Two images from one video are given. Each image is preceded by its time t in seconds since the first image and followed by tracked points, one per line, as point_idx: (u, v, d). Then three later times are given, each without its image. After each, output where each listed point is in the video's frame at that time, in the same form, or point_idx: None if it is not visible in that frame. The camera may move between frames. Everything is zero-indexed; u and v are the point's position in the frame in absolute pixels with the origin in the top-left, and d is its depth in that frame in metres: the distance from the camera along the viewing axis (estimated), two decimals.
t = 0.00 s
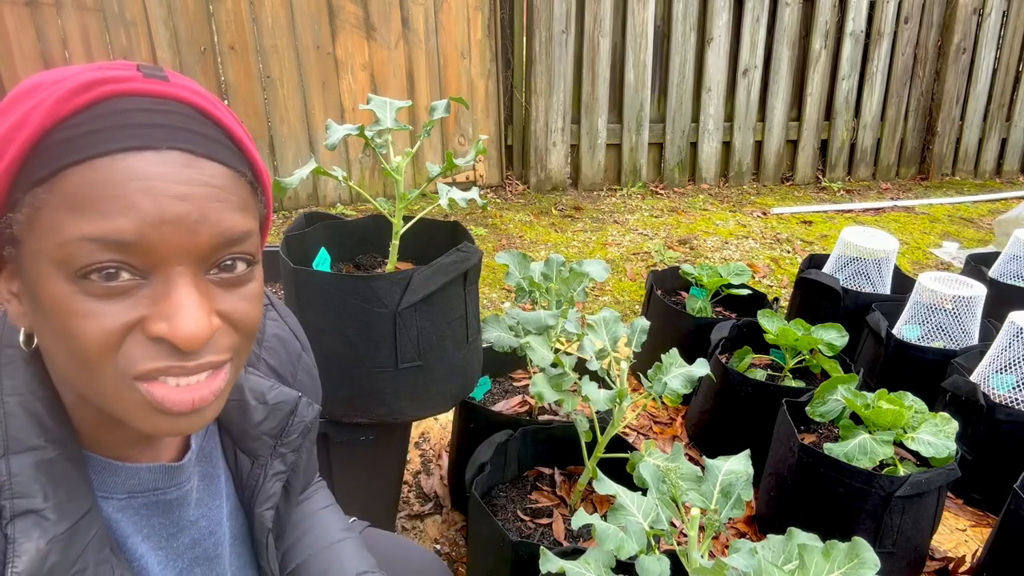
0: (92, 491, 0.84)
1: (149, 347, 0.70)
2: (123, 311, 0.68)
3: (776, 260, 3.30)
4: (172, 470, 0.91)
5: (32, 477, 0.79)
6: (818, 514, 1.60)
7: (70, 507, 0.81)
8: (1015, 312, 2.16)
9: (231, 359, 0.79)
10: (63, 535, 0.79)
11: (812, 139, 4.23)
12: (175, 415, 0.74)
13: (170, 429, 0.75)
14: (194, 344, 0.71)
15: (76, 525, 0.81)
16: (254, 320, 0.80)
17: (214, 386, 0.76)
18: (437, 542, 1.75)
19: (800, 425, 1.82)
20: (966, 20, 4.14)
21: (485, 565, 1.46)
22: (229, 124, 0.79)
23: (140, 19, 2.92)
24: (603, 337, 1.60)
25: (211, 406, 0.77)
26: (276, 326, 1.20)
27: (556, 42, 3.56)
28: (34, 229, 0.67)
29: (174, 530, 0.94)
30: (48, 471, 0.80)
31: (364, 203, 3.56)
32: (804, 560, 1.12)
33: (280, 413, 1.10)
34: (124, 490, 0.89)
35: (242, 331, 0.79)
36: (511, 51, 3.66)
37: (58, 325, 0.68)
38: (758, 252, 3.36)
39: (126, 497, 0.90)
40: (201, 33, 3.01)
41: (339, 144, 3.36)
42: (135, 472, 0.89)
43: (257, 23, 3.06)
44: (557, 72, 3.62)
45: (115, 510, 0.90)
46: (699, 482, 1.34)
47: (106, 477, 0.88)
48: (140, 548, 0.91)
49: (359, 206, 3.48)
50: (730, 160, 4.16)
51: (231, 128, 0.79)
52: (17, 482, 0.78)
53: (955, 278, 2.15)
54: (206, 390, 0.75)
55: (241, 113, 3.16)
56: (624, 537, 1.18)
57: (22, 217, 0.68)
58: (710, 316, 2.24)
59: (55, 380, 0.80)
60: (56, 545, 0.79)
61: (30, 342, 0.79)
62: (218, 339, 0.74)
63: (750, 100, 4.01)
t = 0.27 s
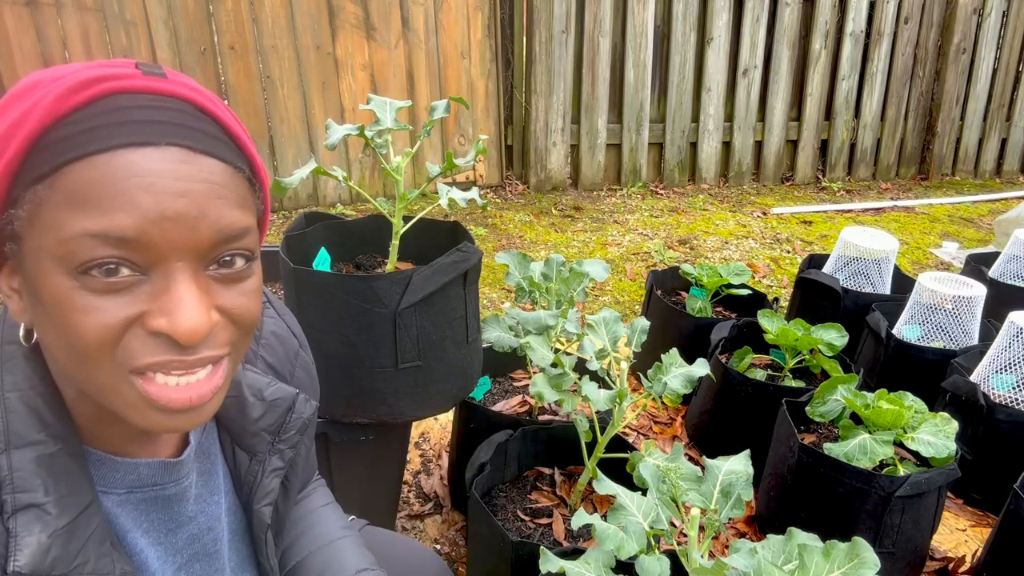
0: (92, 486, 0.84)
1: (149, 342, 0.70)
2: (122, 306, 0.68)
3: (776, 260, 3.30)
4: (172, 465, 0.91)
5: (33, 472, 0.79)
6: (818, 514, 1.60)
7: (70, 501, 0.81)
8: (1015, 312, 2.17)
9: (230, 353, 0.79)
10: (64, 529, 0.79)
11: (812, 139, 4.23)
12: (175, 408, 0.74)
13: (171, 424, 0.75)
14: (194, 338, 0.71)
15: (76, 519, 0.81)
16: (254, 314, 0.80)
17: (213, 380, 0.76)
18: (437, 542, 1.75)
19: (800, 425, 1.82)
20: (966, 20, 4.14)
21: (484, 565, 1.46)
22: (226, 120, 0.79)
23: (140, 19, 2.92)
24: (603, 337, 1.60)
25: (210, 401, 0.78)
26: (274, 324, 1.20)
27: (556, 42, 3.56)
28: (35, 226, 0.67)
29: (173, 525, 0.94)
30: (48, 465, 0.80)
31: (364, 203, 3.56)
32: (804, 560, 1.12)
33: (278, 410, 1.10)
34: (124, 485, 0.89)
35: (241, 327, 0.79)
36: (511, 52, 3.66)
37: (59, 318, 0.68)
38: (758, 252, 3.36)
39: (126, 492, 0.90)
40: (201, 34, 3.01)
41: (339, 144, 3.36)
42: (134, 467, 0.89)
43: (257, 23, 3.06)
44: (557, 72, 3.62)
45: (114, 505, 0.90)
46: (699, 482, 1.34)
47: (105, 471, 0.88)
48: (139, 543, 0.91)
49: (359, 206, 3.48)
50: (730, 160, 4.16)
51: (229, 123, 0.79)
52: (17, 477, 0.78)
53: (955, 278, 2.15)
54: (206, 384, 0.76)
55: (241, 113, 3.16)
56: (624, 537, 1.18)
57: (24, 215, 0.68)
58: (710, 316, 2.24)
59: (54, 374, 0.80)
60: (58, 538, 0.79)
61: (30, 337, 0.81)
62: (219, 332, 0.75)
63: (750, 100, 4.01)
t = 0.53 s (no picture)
0: (92, 482, 0.84)
1: (152, 341, 0.70)
2: (124, 305, 0.68)
3: (776, 260, 3.30)
4: (172, 462, 0.91)
5: (33, 468, 0.79)
6: (818, 514, 1.60)
7: (71, 497, 0.81)
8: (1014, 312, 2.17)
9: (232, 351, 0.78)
10: (64, 525, 0.79)
11: (812, 139, 4.24)
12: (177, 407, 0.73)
13: (174, 423, 0.74)
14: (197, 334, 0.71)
15: (76, 515, 0.81)
16: (254, 312, 0.80)
17: (213, 377, 0.75)
18: (437, 543, 1.75)
19: (800, 425, 1.82)
20: (966, 20, 4.14)
21: (484, 564, 1.46)
22: (226, 118, 0.79)
23: (140, 19, 2.92)
24: (603, 337, 1.60)
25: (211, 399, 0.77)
26: (273, 322, 1.20)
27: (556, 42, 3.56)
28: (36, 226, 0.67)
29: (172, 522, 0.94)
30: (49, 461, 0.80)
31: (364, 202, 3.56)
32: (804, 560, 1.12)
33: (276, 407, 1.10)
34: (124, 482, 0.89)
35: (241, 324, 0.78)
36: (511, 52, 3.66)
37: (60, 315, 0.68)
38: (758, 252, 3.36)
39: (126, 488, 0.89)
40: (201, 34, 3.01)
41: (339, 144, 3.36)
42: (134, 463, 0.88)
43: (257, 23, 3.06)
44: (557, 72, 3.62)
45: (114, 501, 0.89)
46: (699, 481, 1.34)
47: (105, 468, 0.88)
48: (139, 539, 0.91)
49: (359, 206, 3.48)
50: (730, 160, 4.16)
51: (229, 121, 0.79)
52: (18, 473, 0.78)
53: (955, 278, 2.15)
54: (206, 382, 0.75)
55: (241, 112, 3.16)
56: (624, 536, 1.18)
57: (25, 214, 0.68)
58: (710, 316, 2.24)
59: (55, 369, 0.80)
60: (58, 534, 0.79)
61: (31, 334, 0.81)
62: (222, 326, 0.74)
63: (750, 100, 4.01)
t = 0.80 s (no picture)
0: (85, 476, 0.84)
1: (157, 402, 0.69)
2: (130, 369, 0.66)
3: (776, 260, 3.30)
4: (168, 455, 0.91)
5: (26, 462, 0.79)
6: (818, 514, 1.60)
7: (64, 491, 0.81)
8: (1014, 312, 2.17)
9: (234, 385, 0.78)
10: (58, 517, 0.79)
11: (812, 139, 4.23)
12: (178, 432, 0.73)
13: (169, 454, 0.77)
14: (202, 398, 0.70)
15: (70, 509, 0.81)
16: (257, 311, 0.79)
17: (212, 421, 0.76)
18: (437, 542, 1.75)
19: (800, 425, 1.82)
20: (966, 20, 4.14)
21: (484, 564, 1.46)
22: (263, 175, 0.70)
23: (140, 19, 2.92)
24: (602, 337, 1.60)
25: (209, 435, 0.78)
26: (271, 316, 1.16)
27: (556, 42, 3.56)
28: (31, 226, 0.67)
29: (171, 514, 0.95)
30: (42, 457, 0.80)
31: (364, 202, 3.56)
32: (804, 560, 1.12)
33: (275, 401, 1.09)
34: (120, 475, 0.89)
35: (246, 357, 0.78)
36: (511, 52, 3.66)
37: (59, 354, 0.66)
38: (758, 252, 3.36)
39: (122, 482, 0.90)
40: (201, 34, 3.01)
41: (338, 144, 3.36)
42: (128, 457, 0.89)
43: (257, 23, 3.06)
44: (557, 72, 3.62)
45: (110, 494, 0.90)
46: (699, 481, 1.34)
47: (101, 461, 0.88)
48: (137, 531, 0.92)
49: (359, 206, 3.49)
50: (730, 160, 4.16)
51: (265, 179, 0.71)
52: (11, 468, 0.78)
53: (955, 278, 2.15)
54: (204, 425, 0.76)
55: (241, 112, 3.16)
56: (623, 537, 1.18)
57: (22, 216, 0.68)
58: (710, 315, 2.24)
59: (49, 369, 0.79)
60: (50, 528, 0.78)
61: (30, 341, 0.78)
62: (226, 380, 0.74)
63: (750, 100, 4.01)
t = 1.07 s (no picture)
0: (30, 497, 0.80)
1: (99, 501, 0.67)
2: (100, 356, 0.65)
3: (776, 260, 3.30)
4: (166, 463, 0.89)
5: None
6: (818, 514, 1.60)
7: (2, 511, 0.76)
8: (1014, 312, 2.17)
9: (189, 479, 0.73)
10: None
11: (812, 139, 4.23)
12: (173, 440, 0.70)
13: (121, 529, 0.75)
14: (137, 504, 0.66)
15: None
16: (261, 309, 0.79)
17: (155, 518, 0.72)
18: (437, 542, 1.75)
19: (800, 425, 1.82)
20: (966, 20, 4.14)
21: (484, 565, 1.46)
22: (268, 322, 0.66)
23: (140, 19, 2.91)
24: (603, 337, 1.60)
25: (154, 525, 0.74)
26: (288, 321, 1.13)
27: (556, 42, 3.56)
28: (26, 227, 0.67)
29: (169, 519, 0.94)
30: None
31: (364, 202, 3.56)
32: (804, 560, 1.12)
33: (288, 409, 1.06)
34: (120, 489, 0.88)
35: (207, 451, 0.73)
36: (511, 52, 3.66)
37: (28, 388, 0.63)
38: (758, 252, 3.36)
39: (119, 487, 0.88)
40: (201, 33, 3.01)
41: (338, 144, 3.36)
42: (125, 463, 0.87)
43: (257, 23, 3.06)
44: (557, 72, 3.62)
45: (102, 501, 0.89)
46: (698, 481, 1.34)
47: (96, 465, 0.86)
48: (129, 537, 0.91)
49: (359, 206, 3.49)
50: (730, 160, 4.16)
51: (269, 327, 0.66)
52: None
53: (955, 278, 2.15)
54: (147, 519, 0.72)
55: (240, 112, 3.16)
56: (623, 536, 1.18)
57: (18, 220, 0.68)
58: (710, 316, 2.24)
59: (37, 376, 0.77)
60: None
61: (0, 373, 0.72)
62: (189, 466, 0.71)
63: (750, 100, 4.01)
